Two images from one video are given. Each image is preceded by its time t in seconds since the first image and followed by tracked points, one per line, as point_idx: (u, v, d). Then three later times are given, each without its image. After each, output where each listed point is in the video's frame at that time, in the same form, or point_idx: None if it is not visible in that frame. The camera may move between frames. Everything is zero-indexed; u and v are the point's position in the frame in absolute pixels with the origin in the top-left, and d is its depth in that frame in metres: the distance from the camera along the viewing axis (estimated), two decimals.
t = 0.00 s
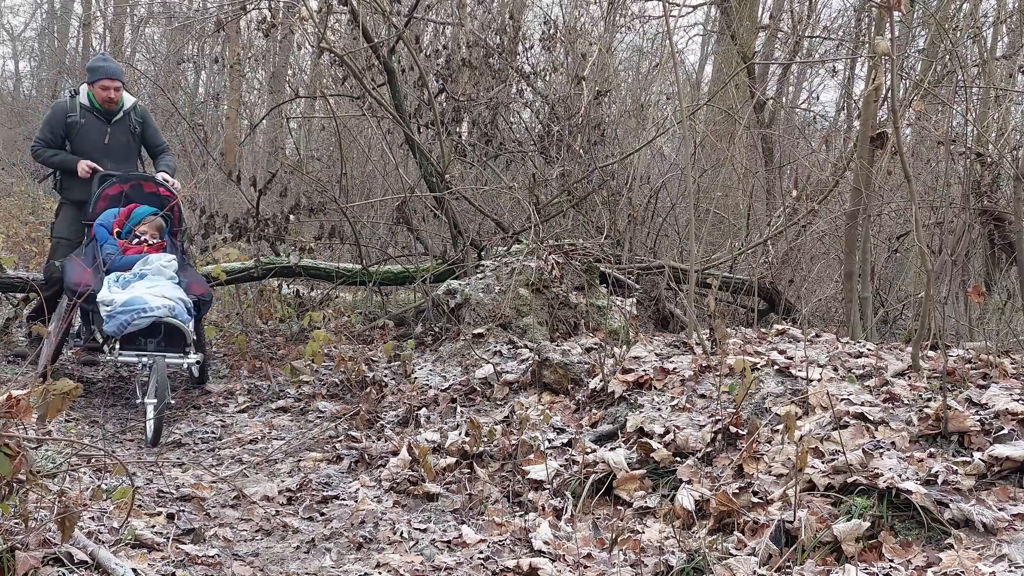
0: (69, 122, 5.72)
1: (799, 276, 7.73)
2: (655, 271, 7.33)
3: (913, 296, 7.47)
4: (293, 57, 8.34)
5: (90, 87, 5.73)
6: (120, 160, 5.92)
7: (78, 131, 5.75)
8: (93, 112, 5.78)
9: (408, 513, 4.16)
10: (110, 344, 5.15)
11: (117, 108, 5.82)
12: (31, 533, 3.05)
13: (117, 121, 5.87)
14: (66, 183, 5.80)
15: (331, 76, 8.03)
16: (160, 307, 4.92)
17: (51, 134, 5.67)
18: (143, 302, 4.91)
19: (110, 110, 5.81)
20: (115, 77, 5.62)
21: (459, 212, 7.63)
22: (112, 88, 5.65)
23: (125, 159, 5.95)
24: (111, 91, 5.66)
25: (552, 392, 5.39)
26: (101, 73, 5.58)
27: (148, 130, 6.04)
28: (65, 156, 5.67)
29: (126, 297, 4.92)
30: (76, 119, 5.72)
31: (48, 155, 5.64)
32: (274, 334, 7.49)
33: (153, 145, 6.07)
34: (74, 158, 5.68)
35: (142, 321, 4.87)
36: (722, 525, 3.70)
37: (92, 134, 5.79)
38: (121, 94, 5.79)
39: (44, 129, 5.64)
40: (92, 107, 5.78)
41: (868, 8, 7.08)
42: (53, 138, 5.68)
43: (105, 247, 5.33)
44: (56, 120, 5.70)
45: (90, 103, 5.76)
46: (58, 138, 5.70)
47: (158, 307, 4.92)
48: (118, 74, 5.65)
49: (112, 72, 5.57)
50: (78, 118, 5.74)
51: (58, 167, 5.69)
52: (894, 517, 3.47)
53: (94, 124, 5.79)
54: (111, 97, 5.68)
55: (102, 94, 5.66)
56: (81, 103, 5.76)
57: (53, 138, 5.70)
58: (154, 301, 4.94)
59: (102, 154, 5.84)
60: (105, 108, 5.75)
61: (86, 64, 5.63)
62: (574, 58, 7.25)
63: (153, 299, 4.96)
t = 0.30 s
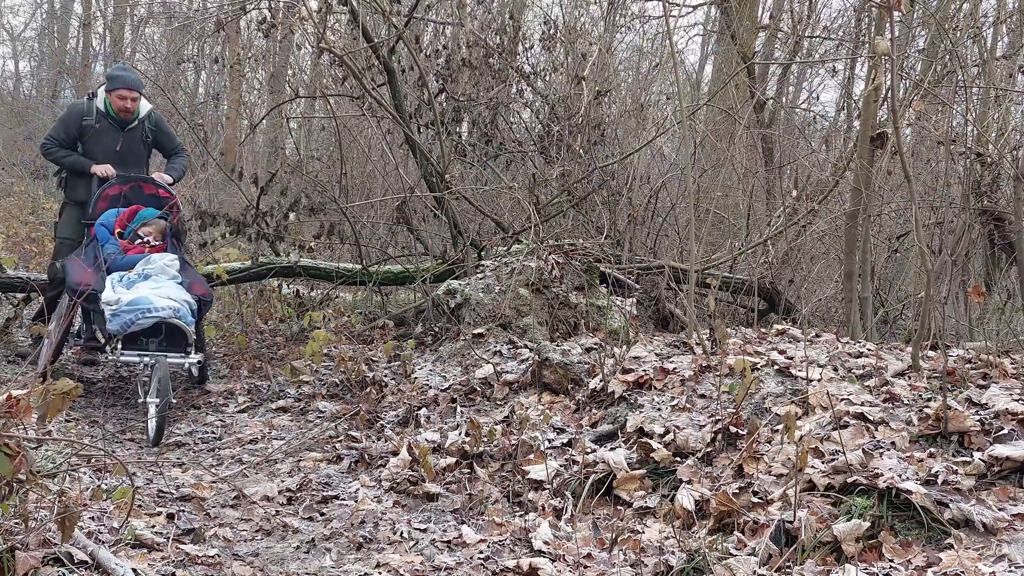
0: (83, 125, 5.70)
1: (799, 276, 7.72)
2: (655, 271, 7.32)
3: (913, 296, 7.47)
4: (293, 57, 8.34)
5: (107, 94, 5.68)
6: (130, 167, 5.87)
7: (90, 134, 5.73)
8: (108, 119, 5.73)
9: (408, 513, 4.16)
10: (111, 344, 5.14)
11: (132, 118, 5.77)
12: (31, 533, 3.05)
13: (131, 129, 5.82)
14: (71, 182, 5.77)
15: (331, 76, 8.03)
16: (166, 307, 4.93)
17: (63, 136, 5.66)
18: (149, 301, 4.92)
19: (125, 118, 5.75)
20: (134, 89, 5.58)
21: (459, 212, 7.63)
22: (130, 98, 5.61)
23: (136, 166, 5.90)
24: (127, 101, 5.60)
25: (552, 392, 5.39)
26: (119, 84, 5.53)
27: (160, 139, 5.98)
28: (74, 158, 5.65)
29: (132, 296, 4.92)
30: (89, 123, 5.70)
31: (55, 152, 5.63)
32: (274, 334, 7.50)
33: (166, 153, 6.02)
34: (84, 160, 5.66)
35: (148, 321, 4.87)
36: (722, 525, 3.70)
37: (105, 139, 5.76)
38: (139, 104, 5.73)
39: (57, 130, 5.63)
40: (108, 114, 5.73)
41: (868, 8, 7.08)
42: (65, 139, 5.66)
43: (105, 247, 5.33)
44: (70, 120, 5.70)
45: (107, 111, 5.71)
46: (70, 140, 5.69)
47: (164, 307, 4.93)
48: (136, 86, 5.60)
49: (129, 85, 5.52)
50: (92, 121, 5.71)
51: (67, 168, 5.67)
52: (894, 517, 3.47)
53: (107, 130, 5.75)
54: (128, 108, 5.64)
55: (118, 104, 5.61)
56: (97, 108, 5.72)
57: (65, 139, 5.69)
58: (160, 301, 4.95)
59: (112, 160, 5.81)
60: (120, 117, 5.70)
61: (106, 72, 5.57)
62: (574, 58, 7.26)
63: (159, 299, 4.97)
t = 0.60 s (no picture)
0: (89, 131, 5.66)
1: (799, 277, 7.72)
2: (655, 271, 7.32)
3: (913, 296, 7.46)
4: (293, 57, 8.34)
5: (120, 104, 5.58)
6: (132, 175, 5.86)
7: (95, 140, 5.68)
8: (117, 129, 5.67)
9: (408, 513, 4.16)
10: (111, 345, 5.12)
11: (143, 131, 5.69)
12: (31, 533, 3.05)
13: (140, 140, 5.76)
14: (71, 182, 5.76)
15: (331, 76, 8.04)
16: (166, 307, 4.93)
17: (68, 139, 5.64)
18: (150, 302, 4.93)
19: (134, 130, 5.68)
20: (148, 103, 5.48)
21: (459, 212, 7.63)
22: (143, 112, 5.51)
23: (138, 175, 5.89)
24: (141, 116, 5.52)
25: (552, 392, 5.39)
26: (133, 99, 5.43)
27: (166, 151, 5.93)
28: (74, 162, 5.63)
29: (132, 297, 4.92)
30: (96, 130, 5.65)
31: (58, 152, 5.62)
32: (274, 334, 7.49)
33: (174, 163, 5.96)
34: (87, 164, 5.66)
35: (148, 321, 4.86)
36: (722, 525, 3.70)
37: (110, 148, 5.72)
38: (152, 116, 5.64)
39: (63, 132, 5.60)
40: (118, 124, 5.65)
41: (868, 8, 7.08)
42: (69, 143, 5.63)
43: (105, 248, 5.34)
44: (76, 123, 5.63)
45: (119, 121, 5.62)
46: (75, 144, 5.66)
47: (164, 307, 4.93)
48: (151, 99, 5.49)
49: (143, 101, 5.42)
50: (99, 129, 5.66)
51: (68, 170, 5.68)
52: (894, 517, 3.47)
53: (114, 139, 5.71)
54: (140, 120, 5.54)
55: (130, 117, 5.52)
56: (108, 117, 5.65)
57: (70, 141, 5.67)
58: (160, 301, 4.95)
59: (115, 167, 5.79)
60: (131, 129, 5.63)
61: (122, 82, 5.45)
62: (574, 58, 7.26)
63: (159, 299, 4.97)
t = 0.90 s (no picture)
0: (91, 138, 5.65)
1: (799, 276, 7.72)
2: (655, 271, 7.32)
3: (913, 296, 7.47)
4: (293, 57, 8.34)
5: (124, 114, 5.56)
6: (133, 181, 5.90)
7: (94, 145, 5.67)
8: (119, 139, 5.66)
9: (408, 513, 4.16)
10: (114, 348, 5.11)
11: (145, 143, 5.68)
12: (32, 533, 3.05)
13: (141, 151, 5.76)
14: (71, 182, 5.72)
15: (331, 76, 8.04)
16: (169, 309, 4.93)
17: (69, 144, 5.64)
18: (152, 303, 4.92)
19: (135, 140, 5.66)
20: (151, 116, 5.46)
21: (459, 212, 7.63)
22: (146, 124, 5.49)
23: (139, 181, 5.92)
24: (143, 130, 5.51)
25: (552, 392, 5.39)
26: (136, 111, 5.41)
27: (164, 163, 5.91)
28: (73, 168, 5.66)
29: (134, 298, 4.91)
30: (96, 136, 5.64)
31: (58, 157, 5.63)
32: (274, 334, 7.49)
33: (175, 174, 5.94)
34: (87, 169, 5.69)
35: (151, 323, 4.86)
36: (722, 525, 3.70)
37: (112, 156, 5.71)
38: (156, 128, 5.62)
39: (64, 137, 5.60)
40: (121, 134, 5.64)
41: (868, 8, 7.08)
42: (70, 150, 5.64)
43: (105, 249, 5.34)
44: (78, 127, 5.63)
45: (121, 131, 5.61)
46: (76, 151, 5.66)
47: (167, 309, 4.93)
48: (154, 112, 5.48)
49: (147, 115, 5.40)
50: (99, 136, 5.65)
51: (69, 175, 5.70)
52: (895, 517, 3.47)
53: (115, 147, 5.70)
54: (142, 132, 5.53)
55: (133, 128, 5.51)
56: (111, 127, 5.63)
57: (71, 145, 5.67)
58: (163, 303, 4.95)
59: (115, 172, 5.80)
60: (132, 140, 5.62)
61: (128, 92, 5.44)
62: (573, 58, 7.27)
63: (162, 301, 4.97)
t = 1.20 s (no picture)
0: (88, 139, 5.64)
1: (799, 277, 7.74)
2: (655, 271, 7.32)
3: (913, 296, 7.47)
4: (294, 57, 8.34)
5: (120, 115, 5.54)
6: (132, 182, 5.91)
7: (92, 146, 5.65)
8: (116, 140, 5.64)
9: (408, 513, 4.16)
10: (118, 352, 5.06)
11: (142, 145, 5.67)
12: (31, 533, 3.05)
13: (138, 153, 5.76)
14: (72, 182, 5.72)
15: (331, 76, 8.04)
16: (173, 312, 4.81)
17: (66, 145, 5.62)
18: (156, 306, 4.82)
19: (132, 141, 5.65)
20: (149, 117, 5.45)
21: (459, 212, 7.63)
22: (144, 125, 5.48)
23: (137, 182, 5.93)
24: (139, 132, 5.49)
25: (552, 392, 5.39)
26: (133, 113, 5.40)
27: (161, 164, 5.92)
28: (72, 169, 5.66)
29: (138, 302, 4.82)
30: (93, 137, 5.62)
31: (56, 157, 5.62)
32: (274, 334, 7.49)
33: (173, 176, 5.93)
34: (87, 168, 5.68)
35: (155, 327, 4.75)
36: (722, 525, 3.70)
37: (110, 157, 5.70)
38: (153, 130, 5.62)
39: (62, 138, 5.58)
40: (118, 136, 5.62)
41: (868, 8, 7.07)
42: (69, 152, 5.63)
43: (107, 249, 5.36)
44: (75, 128, 5.61)
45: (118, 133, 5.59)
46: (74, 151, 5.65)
47: (172, 312, 4.81)
48: (152, 113, 5.47)
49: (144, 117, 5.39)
50: (96, 136, 5.64)
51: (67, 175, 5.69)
52: (895, 517, 3.47)
53: (113, 149, 5.69)
54: (140, 134, 5.52)
55: (130, 130, 5.49)
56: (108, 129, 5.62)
57: (68, 145, 5.65)
58: (167, 305, 4.84)
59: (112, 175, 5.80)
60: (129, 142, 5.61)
61: (125, 92, 5.43)
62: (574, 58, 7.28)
63: (166, 303, 4.86)
